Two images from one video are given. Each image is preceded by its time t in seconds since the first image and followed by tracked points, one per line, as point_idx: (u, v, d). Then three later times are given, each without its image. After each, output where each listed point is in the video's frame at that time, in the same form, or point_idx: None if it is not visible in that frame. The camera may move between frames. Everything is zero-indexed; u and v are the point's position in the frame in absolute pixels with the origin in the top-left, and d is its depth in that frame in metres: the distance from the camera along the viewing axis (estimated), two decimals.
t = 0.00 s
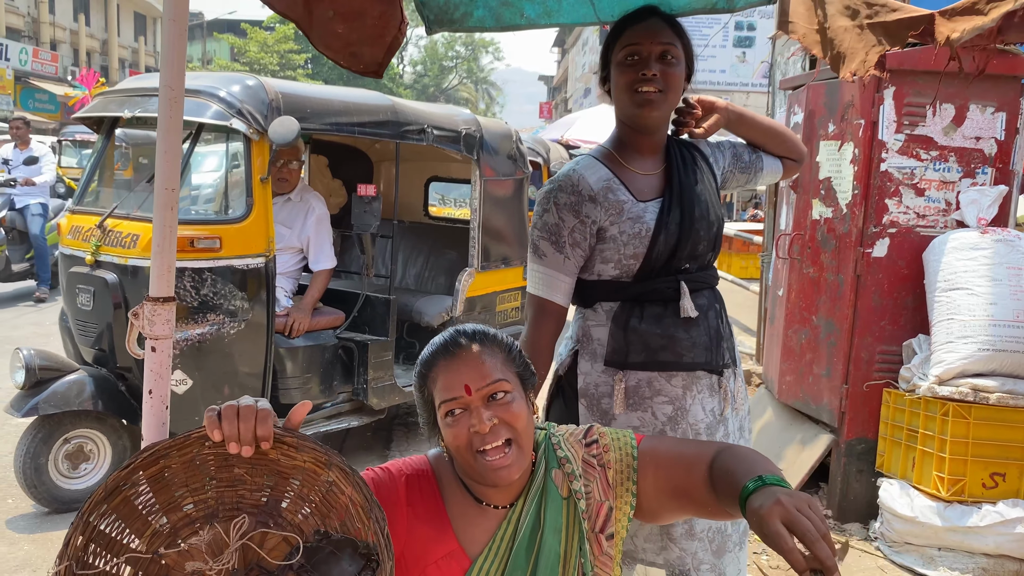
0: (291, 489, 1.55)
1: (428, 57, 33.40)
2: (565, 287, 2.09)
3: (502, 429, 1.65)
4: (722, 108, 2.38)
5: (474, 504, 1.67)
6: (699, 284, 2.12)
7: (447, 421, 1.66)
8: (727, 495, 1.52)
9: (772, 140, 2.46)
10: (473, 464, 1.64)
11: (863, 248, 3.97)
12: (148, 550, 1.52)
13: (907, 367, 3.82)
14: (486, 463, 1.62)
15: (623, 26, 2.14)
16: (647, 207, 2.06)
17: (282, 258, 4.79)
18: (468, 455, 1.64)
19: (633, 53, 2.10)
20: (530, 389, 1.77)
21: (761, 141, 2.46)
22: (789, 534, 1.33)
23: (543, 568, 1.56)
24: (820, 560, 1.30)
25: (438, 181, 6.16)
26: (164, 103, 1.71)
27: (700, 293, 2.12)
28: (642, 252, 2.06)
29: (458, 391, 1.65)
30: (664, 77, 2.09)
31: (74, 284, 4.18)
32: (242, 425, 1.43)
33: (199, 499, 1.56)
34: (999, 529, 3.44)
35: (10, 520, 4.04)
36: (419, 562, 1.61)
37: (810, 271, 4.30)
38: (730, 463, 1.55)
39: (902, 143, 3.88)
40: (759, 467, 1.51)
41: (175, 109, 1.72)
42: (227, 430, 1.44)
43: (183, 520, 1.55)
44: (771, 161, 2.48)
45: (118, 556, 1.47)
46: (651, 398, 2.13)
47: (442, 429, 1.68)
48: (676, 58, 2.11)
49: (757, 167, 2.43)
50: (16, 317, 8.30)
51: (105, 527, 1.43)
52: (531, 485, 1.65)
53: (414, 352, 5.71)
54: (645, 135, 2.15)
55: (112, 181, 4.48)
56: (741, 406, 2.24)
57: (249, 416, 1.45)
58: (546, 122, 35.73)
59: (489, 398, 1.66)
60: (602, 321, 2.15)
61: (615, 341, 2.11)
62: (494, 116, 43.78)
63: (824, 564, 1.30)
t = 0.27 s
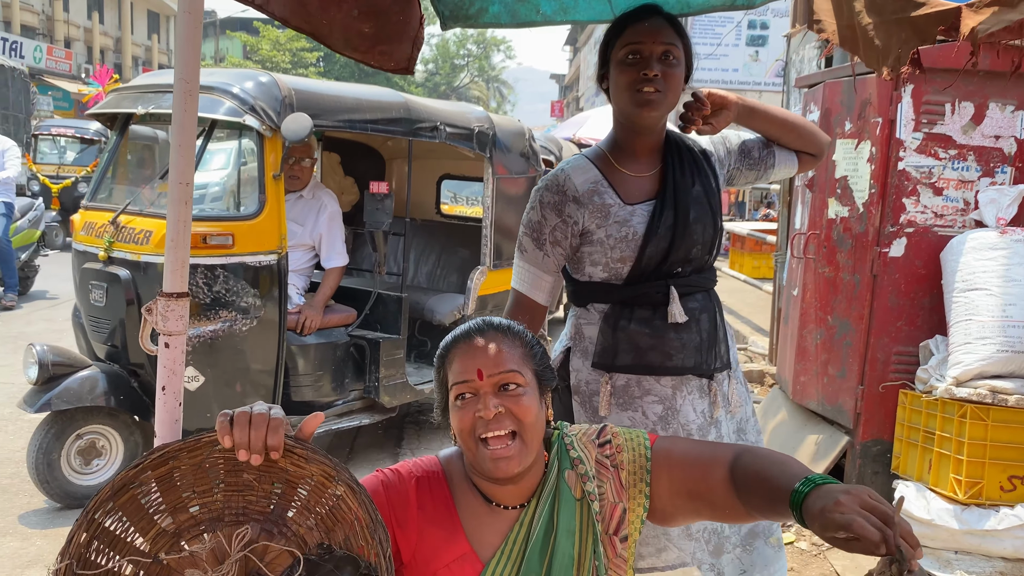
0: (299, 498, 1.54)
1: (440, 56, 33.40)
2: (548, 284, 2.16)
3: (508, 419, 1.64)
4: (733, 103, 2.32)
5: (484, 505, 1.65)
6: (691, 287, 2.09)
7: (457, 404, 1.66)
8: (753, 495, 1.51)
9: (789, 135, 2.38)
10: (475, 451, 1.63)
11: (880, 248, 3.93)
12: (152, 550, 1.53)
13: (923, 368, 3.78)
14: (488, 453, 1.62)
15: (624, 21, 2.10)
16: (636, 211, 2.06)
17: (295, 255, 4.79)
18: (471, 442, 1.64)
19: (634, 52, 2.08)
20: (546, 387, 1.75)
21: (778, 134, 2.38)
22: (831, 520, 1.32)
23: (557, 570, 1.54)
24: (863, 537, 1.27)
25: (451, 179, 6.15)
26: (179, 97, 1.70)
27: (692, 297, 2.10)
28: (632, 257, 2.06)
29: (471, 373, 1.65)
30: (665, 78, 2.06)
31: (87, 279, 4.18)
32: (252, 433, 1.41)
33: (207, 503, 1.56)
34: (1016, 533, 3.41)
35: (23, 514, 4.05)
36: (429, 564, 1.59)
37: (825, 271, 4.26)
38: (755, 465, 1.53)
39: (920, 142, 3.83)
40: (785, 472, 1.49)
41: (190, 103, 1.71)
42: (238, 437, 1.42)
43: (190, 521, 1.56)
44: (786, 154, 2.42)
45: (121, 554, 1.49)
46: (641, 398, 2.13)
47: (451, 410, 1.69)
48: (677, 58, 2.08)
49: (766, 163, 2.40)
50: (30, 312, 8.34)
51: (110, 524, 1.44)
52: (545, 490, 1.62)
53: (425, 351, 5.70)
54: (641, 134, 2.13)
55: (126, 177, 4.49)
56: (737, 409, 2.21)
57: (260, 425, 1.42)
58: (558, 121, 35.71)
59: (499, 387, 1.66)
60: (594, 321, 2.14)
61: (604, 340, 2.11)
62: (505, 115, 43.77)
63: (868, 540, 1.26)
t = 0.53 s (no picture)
0: (315, 498, 1.52)
1: (450, 53, 33.37)
2: (559, 275, 2.14)
3: (528, 436, 1.61)
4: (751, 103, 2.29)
5: (506, 505, 1.63)
6: (697, 282, 2.06)
7: (472, 427, 1.64)
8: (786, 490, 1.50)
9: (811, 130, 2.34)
10: (500, 468, 1.61)
11: (897, 247, 3.90)
12: (165, 552, 1.52)
13: (941, 368, 3.75)
14: (512, 465, 1.59)
15: (635, 19, 2.07)
16: (637, 205, 2.05)
17: (308, 252, 4.78)
18: (494, 458, 1.61)
19: (646, 49, 2.04)
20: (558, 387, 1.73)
21: (798, 132, 2.33)
22: (879, 495, 1.32)
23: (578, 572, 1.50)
24: (906, 486, 1.26)
25: (462, 176, 6.13)
26: (199, 93, 1.68)
27: (698, 291, 2.08)
28: (633, 249, 2.05)
29: (484, 396, 1.63)
30: (676, 76, 2.03)
31: (100, 276, 4.18)
32: (264, 431, 1.39)
33: (222, 503, 1.55)
34: None
35: (35, 511, 4.06)
36: (452, 561, 1.57)
37: (842, 270, 4.22)
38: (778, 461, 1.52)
39: (939, 140, 3.79)
40: (811, 465, 1.48)
41: (211, 98, 1.69)
42: (250, 436, 1.39)
43: (205, 522, 1.55)
44: (807, 151, 2.37)
45: (134, 555, 1.48)
46: (636, 394, 2.13)
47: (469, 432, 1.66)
48: (689, 56, 2.05)
49: (786, 161, 2.35)
50: (42, 309, 8.37)
51: (122, 526, 1.44)
52: (564, 489, 1.59)
53: (437, 348, 5.68)
54: (648, 131, 2.10)
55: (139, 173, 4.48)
56: (747, 412, 2.15)
57: (272, 422, 1.40)
58: (568, 119, 35.67)
59: (516, 403, 1.63)
60: (599, 315, 2.15)
61: (605, 333, 2.12)
62: (514, 113, 43.76)
63: (910, 486, 1.26)
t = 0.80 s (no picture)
0: (344, 496, 1.52)
1: (457, 50, 33.34)
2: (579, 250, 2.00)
3: (541, 418, 1.60)
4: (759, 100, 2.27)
5: (516, 500, 1.62)
6: (709, 275, 2.04)
7: (489, 405, 1.63)
8: (793, 471, 1.48)
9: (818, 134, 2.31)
10: (506, 447, 1.60)
11: (910, 245, 3.88)
12: (191, 552, 1.50)
13: (954, 367, 3.71)
14: (519, 445, 1.58)
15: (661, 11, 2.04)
16: (653, 192, 2.04)
17: (316, 249, 4.77)
18: (502, 438, 1.61)
19: (670, 41, 2.01)
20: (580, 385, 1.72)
21: (807, 134, 2.31)
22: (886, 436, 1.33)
23: (588, 568, 1.49)
24: (911, 414, 1.27)
25: (471, 173, 6.12)
26: (214, 86, 1.67)
27: (710, 283, 2.05)
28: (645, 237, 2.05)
29: (503, 375, 1.62)
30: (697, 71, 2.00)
31: (108, 272, 4.18)
32: (294, 428, 1.39)
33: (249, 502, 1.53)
34: None
35: (44, 507, 4.05)
36: (465, 558, 1.55)
37: (853, 268, 4.19)
38: (781, 444, 1.50)
39: (953, 136, 3.76)
40: (818, 438, 1.46)
41: (225, 91, 1.67)
42: (279, 432, 1.39)
43: (231, 521, 1.53)
44: (814, 153, 2.34)
45: (161, 556, 1.46)
46: (645, 389, 2.11)
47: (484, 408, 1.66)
48: (710, 55, 2.03)
49: (795, 162, 2.31)
50: (51, 306, 8.37)
51: (148, 524, 1.42)
52: (573, 483, 1.59)
53: (445, 346, 5.67)
54: (662, 125, 2.07)
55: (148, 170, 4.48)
56: (760, 407, 2.13)
57: (302, 419, 1.40)
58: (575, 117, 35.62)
59: (533, 388, 1.62)
60: (608, 311, 2.14)
61: (616, 329, 2.10)
62: (521, 110, 43.71)
63: (915, 413, 1.27)
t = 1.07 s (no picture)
0: (366, 479, 1.53)
1: (460, 50, 33.35)
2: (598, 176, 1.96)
3: (547, 416, 1.58)
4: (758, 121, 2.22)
5: (517, 501, 1.62)
6: (711, 275, 2.06)
7: (495, 410, 1.61)
8: (772, 456, 1.46)
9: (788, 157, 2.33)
10: (515, 452, 1.58)
11: (911, 245, 3.89)
12: (216, 546, 1.50)
13: (955, 368, 3.71)
14: (530, 444, 1.56)
15: (646, 15, 2.05)
16: (664, 186, 2.01)
17: (317, 249, 4.78)
18: (510, 442, 1.59)
19: (654, 51, 2.02)
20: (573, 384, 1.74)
21: (783, 154, 2.31)
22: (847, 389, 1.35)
23: (582, 565, 1.50)
24: (873, 361, 1.29)
25: (473, 174, 6.13)
26: (209, 87, 1.68)
27: (711, 283, 2.07)
28: (657, 229, 2.00)
29: (508, 377, 1.61)
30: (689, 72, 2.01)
31: (110, 272, 4.19)
32: (317, 412, 1.39)
33: (269, 491, 1.53)
34: None
35: (46, 506, 4.07)
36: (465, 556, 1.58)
37: (853, 268, 4.18)
38: (761, 433, 1.49)
39: (953, 137, 3.76)
40: (793, 413, 1.46)
41: (220, 93, 1.69)
42: (301, 418, 1.39)
43: (252, 513, 1.53)
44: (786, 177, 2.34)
45: (186, 553, 1.44)
46: (651, 389, 2.06)
47: (489, 415, 1.63)
48: (698, 55, 2.04)
49: (771, 180, 2.31)
50: (55, 306, 8.40)
51: (173, 522, 1.40)
52: (568, 483, 1.59)
53: (446, 346, 5.67)
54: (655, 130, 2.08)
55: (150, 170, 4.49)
56: (759, 404, 2.16)
57: (325, 403, 1.40)
58: (578, 117, 35.70)
59: (538, 388, 1.61)
60: (608, 313, 2.11)
61: (621, 330, 2.06)
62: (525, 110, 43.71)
63: (877, 360, 1.29)
